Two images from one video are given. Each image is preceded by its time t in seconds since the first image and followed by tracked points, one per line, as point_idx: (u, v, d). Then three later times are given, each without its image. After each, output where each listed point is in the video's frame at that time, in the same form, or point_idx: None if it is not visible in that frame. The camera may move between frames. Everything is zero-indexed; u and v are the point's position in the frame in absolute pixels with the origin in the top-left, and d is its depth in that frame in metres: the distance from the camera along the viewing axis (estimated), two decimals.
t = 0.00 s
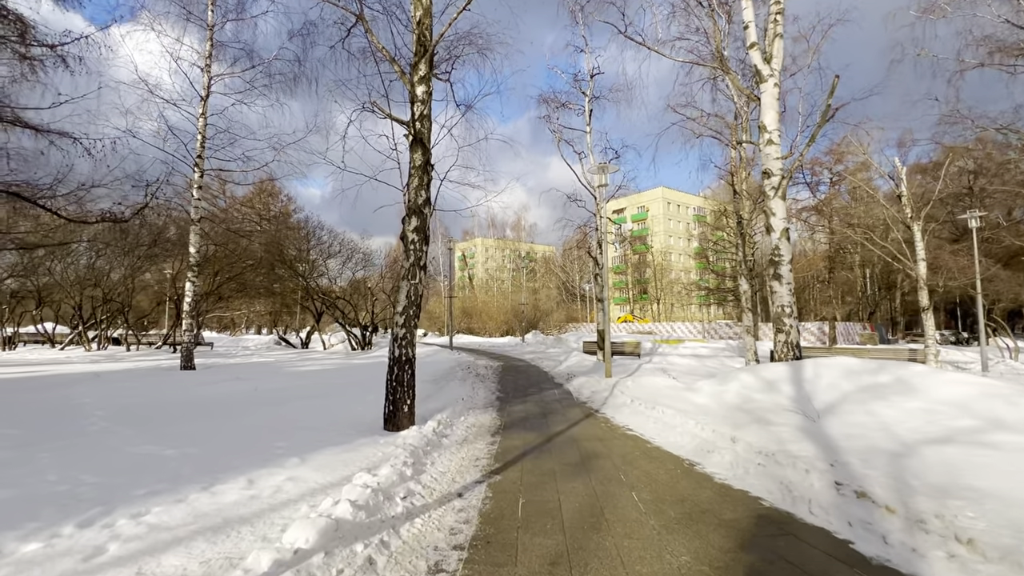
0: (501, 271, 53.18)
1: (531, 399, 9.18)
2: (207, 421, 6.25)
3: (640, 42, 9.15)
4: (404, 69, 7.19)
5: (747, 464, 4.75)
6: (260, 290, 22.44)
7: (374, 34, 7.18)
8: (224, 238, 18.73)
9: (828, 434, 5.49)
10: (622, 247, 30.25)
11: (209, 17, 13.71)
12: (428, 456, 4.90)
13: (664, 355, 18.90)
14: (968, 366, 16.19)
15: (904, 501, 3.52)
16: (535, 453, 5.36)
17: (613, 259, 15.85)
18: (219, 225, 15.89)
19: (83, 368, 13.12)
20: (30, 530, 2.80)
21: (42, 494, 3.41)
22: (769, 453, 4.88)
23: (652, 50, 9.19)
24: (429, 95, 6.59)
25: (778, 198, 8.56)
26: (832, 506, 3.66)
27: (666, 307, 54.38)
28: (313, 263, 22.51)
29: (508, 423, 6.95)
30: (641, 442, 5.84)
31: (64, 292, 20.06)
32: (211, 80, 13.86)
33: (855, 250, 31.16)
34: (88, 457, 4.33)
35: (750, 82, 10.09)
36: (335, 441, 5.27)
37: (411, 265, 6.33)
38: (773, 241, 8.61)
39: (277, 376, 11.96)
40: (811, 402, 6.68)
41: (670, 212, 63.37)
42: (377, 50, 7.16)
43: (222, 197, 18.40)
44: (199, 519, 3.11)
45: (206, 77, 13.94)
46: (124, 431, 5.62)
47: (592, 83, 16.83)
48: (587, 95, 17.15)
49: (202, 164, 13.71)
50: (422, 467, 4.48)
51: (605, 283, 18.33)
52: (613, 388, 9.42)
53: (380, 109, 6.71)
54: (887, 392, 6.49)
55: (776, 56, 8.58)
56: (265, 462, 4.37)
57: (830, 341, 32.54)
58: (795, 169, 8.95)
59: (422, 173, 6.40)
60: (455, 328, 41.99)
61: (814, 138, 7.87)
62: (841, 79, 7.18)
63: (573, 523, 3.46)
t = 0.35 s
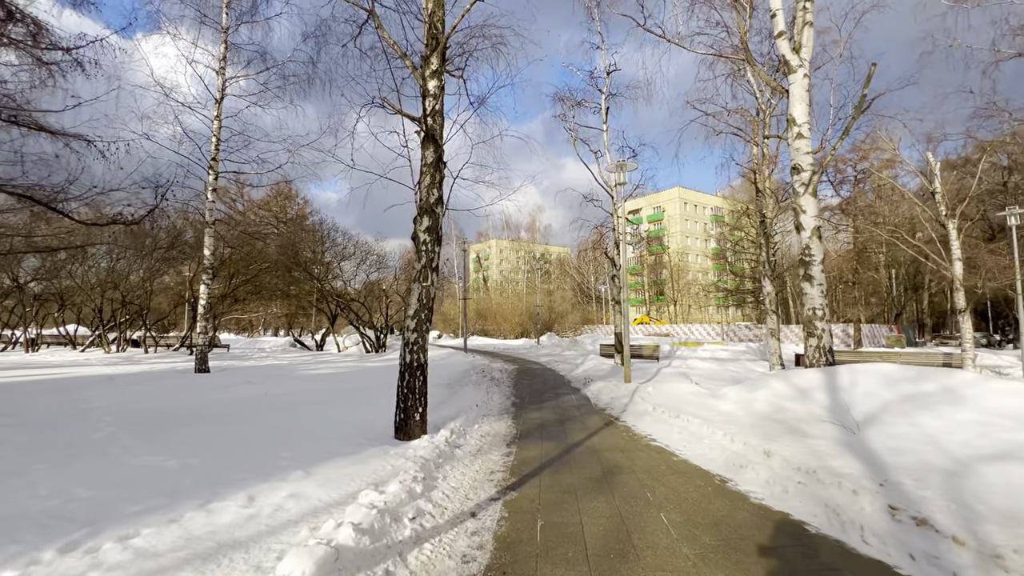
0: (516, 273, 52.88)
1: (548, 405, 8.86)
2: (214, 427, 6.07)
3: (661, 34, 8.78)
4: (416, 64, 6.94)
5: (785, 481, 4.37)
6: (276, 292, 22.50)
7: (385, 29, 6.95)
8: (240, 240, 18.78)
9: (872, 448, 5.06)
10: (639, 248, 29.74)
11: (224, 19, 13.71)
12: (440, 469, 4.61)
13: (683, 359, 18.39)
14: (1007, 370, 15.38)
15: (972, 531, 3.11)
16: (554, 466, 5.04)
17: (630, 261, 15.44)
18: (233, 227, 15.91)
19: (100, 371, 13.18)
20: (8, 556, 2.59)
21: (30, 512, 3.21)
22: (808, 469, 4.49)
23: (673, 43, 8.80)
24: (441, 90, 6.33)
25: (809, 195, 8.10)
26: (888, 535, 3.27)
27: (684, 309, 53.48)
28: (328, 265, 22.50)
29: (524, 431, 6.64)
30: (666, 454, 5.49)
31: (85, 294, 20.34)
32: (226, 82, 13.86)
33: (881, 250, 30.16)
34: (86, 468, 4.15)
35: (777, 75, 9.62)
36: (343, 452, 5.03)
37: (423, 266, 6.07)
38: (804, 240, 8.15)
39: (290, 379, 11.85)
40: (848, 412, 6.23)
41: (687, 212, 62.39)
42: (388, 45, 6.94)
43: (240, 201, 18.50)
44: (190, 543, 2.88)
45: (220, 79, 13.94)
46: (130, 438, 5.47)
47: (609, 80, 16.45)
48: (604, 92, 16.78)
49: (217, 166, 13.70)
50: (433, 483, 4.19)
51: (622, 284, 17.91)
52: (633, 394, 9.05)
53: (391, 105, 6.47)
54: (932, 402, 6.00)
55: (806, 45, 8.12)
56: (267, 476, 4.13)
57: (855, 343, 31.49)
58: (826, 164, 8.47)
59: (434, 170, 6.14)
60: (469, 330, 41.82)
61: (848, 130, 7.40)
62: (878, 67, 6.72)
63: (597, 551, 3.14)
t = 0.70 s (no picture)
0: (530, 273, 52.58)
1: (562, 409, 8.52)
2: (216, 429, 5.88)
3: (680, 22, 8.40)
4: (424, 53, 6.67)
5: (823, 496, 3.97)
6: (289, 292, 22.52)
7: (393, 19, 6.70)
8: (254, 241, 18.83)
9: (918, 460, 4.61)
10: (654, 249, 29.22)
11: (236, 19, 13.67)
12: (446, 478, 4.30)
13: (701, 361, 17.86)
14: None
15: None
16: (568, 475, 4.70)
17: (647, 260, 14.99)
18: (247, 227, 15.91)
19: (113, 370, 13.20)
20: None
21: (6, 524, 3.01)
22: (849, 483, 4.08)
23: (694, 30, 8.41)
24: (449, 79, 6.05)
25: (840, 188, 7.61)
26: (950, 564, 2.87)
27: (700, 310, 52.54)
28: (341, 265, 22.48)
29: (537, 437, 6.33)
30: (690, 464, 5.11)
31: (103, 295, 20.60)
32: (238, 81, 13.82)
33: (908, 249, 29.12)
34: (74, 475, 3.95)
35: (803, 64, 9.15)
36: (346, 458, 4.77)
37: (430, 263, 5.78)
38: (834, 235, 7.66)
39: (300, 379, 11.70)
40: (888, 419, 5.76)
41: (704, 212, 61.35)
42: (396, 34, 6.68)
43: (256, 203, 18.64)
44: (167, 561, 2.63)
45: (233, 78, 13.91)
46: (130, 441, 5.29)
47: (625, 75, 16.06)
48: (619, 87, 16.38)
49: (229, 166, 13.66)
50: (439, 495, 3.88)
51: (639, 285, 17.47)
52: (651, 398, 8.66)
53: (397, 95, 6.21)
54: (981, 408, 5.50)
55: (836, 28, 7.64)
56: (262, 484, 3.88)
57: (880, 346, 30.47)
58: (858, 156, 7.97)
59: (441, 163, 5.86)
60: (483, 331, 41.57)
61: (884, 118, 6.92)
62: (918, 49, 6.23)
63: None
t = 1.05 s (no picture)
0: (545, 274, 52.17)
1: (578, 414, 8.16)
2: (219, 433, 5.69)
3: (704, 9, 7.99)
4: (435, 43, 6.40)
5: (870, 519, 3.57)
6: (304, 292, 22.54)
7: (403, 9, 6.45)
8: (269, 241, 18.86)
9: (973, 479, 4.16)
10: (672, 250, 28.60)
11: (251, 18, 13.66)
12: (454, 491, 4.01)
13: (722, 365, 17.28)
14: None
15: None
16: (585, 489, 4.36)
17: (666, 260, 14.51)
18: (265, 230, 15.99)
19: (128, 369, 13.23)
20: None
21: None
22: (899, 505, 3.66)
23: (718, 18, 7.99)
24: (461, 69, 5.76)
25: (877, 182, 7.12)
26: None
27: (719, 312, 51.49)
28: (357, 267, 22.49)
29: (552, 444, 6.01)
30: (716, 478, 4.74)
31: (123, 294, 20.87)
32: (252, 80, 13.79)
33: (939, 250, 28.00)
34: (64, 481, 3.76)
35: (834, 53, 8.67)
36: (349, 466, 4.51)
37: (439, 261, 5.49)
38: (870, 233, 7.17)
39: (311, 380, 11.56)
40: (934, 432, 5.28)
41: (723, 212, 60.23)
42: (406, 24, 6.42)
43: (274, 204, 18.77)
44: None
45: (247, 78, 13.90)
46: (129, 444, 5.12)
47: (643, 70, 15.64)
48: (638, 83, 15.96)
49: (244, 166, 13.65)
50: (444, 510, 3.59)
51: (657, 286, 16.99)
52: (671, 403, 8.27)
53: (406, 86, 5.95)
54: None
55: (873, 12, 7.16)
56: (257, 495, 3.64)
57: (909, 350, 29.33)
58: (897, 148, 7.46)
59: (452, 156, 5.59)
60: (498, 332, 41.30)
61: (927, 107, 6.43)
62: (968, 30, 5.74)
63: None
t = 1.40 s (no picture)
0: (562, 275, 51.71)
1: (598, 419, 7.80)
2: (225, 433, 5.49)
3: None
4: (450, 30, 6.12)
5: (936, 546, 3.15)
6: (321, 291, 22.54)
7: None
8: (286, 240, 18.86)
9: None
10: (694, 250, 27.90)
11: (270, 16, 13.64)
12: (467, 502, 3.70)
13: (747, 369, 16.67)
14: None
15: None
16: (609, 502, 4.01)
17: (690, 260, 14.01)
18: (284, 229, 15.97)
19: (145, 366, 13.28)
20: None
21: None
22: (969, 531, 3.23)
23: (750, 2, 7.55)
24: (478, 54, 5.47)
25: (924, 173, 6.63)
26: None
27: (741, 315, 50.33)
28: (374, 266, 22.40)
29: (571, 451, 5.67)
30: (752, 492, 4.35)
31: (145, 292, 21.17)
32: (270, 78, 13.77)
33: (975, 251, 26.81)
34: (58, 484, 3.58)
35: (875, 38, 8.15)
36: (356, 471, 4.25)
37: (453, 256, 5.20)
38: (915, 229, 6.68)
39: (325, 379, 11.40)
40: (994, 444, 4.78)
41: (745, 213, 58.99)
42: (421, 9, 6.16)
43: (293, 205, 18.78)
44: None
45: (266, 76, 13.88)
46: (132, 444, 4.94)
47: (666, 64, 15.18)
48: (660, 78, 15.51)
49: (261, 163, 13.61)
50: (456, 524, 3.28)
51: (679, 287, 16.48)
52: (697, 409, 7.84)
53: (420, 73, 5.68)
54: None
55: None
56: (256, 503, 3.40)
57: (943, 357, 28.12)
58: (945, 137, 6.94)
59: (468, 145, 5.30)
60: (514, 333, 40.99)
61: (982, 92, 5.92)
62: None
63: None
